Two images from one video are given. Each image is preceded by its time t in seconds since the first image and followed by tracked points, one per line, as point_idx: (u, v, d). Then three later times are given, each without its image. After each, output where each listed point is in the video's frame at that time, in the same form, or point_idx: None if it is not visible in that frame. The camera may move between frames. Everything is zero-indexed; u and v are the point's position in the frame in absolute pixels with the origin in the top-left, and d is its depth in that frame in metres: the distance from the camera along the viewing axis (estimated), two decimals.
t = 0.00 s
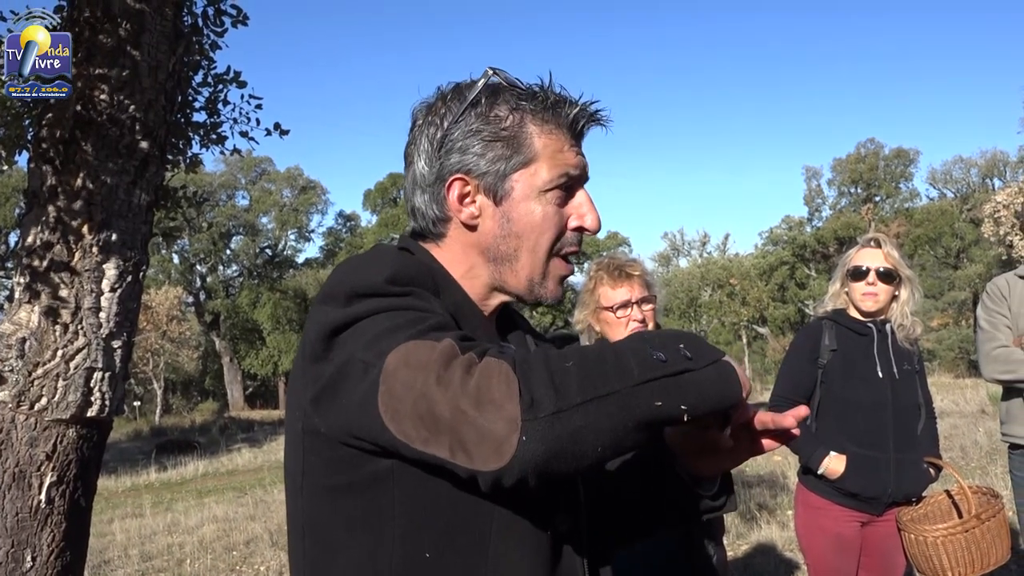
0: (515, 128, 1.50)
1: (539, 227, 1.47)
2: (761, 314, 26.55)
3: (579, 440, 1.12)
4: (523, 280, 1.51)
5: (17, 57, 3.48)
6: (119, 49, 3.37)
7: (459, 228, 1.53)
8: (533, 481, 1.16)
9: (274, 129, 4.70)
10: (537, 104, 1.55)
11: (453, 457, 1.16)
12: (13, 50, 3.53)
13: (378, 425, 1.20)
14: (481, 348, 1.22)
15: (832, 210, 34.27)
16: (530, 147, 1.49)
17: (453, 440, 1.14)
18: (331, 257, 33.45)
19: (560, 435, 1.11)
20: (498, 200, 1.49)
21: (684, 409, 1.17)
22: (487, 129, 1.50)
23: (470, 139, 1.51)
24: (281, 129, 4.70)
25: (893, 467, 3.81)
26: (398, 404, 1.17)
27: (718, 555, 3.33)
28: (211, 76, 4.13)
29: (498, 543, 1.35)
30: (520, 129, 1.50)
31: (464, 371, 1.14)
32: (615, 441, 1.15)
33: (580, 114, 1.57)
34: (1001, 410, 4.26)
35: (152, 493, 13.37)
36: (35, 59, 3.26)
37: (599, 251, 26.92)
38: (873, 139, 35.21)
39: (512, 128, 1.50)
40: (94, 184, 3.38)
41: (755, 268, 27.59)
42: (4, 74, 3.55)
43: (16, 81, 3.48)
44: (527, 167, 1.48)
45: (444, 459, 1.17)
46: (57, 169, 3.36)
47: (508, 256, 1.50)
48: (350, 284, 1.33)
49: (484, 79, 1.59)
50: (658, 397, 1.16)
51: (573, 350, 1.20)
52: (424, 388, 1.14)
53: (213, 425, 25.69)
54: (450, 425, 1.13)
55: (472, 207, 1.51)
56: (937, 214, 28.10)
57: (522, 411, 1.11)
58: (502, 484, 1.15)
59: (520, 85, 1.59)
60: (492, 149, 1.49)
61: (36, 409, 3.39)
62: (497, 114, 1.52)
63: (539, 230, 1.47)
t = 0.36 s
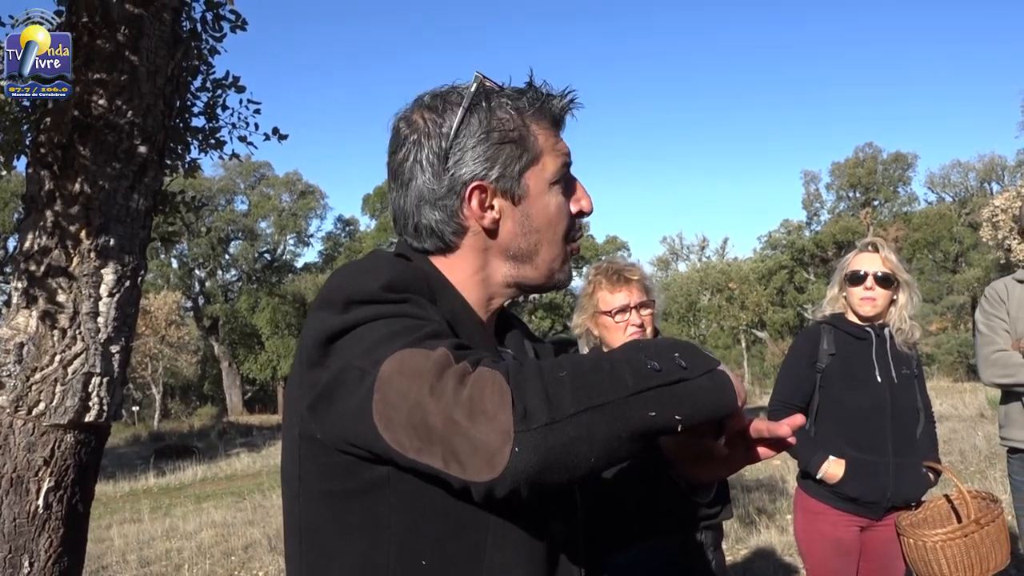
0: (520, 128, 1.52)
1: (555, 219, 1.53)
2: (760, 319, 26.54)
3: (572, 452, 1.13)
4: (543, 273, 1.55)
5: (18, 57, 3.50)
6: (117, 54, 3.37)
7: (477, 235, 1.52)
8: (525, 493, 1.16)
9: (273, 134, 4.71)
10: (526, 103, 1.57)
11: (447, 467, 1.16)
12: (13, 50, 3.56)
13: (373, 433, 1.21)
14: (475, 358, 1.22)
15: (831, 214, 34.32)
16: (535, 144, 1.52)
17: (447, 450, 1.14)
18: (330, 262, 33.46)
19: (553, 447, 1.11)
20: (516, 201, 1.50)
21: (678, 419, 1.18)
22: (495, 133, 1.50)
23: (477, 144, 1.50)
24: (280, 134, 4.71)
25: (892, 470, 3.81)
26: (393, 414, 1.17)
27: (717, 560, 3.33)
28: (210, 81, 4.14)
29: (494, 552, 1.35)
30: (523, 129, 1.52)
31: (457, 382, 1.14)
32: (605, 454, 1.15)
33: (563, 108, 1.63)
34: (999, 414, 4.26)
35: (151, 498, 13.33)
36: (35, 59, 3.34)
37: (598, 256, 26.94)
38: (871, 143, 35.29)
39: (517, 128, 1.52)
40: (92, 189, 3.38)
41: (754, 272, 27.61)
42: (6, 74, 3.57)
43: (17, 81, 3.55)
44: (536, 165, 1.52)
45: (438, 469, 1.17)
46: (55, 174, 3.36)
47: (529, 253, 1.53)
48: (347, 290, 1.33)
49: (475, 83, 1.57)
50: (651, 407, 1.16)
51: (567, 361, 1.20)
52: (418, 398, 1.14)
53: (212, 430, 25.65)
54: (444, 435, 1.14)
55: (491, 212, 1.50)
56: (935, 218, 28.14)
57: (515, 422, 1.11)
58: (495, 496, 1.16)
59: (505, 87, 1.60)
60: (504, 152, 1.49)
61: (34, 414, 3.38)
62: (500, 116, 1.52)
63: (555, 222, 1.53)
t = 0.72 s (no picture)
0: (569, 153, 1.51)
1: (588, 248, 1.54)
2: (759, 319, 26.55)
3: (581, 493, 1.12)
4: (568, 297, 1.55)
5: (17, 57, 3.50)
6: (113, 55, 3.37)
7: (510, 251, 1.51)
8: (529, 526, 1.15)
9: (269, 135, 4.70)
10: (579, 126, 1.56)
11: (455, 489, 1.15)
12: (13, 50, 3.55)
13: (384, 439, 1.20)
14: (501, 381, 1.21)
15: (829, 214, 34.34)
16: (581, 171, 1.52)
17: (457, 471, 1.13)
18: (328, 264, 33.45)
19: (564, 486, 1.11)
20: (555, 224, 1.50)
21: (687, 472, 1.19)
22: (544, 155, 1.49)
23: (525, 163, 1.49)
24: (277, 135, 4.70)
25: (890, 470, 3.81)
26: (407, 425, 1.16)
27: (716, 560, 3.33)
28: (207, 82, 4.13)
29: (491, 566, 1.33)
30: (572, 154, 1.51)
31: (476, 406, 1.14)
32: (611, 498, 1.15)
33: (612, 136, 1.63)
34: (998, 414, 4.25)
35: (149, 500, 13.30)
36: (35, 59, 3.32)
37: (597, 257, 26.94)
38: (869, 144, 35.31)
39: (566, 153, 1.51)
40: (88, 190, 3.37)
41: (753, 272, 27.61)
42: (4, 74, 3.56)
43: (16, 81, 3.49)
44: (578, 191, 1.51)
45: (445, 488, 1.17)
46: (51, 175, 3.36)
47: (558, 277, 1.53)
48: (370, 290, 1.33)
49: (531, 102, 1.56)
50: (663, 458, 1.17)
51: (587, 401, 1.20)
52: (436, 415, 1.13)
53: (211, 432, 25.62)
54: (456, 458, 1.13)
55: (528, 232, 1.50)
56: (933, 219, 28.16)
57: (530, 457, 1.11)
58: (499, 524, 1.15)
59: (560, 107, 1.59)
60: (549, 175, 1.49)
61: (31, 416, 3.37)
62: (552, 138, 1.51)
63: (587, 250, 1.54)
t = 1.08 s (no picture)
0: (585, 157, 1.51)
1: (599, 252, 1.54)
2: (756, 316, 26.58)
3: (594, 498, 1.13)
4: (576, 300, 1.55)
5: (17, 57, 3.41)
6: (105, 53, 3.36)
7: (521, 252, 1.51)
8: (540, 530, 1.15)
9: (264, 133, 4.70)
10: (596, 131, 1.56)
11: (465, 489, 1.15)
12: (13, 50, 3.49)
13: (393, 437, 1.19)
14: (515, 384, 1.21)
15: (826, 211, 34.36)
16: (596, 176, 1.52)
17: (470, 472, 1.13)
18: (325, 262, 33.41)
19: (579, 490, 1.11)
20: (567, 226, 1.50)
21: (697, 479, 1.21)
22: (560, 157, 1.49)
23: (540, 164, 1.48)
24: (271, 133, 4.69)
25: (887, 466, 3.81)
26: (419, 423, 1.16)
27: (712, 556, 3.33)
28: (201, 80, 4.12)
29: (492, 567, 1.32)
30: (587, 157, 1.52)
31: (492, 408, 1.14)
32: (622, 503, 1.16)
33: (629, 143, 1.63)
34: (994, 408, 4.25)
35: (147, 500, 13.26)
36: (35, 60, 3.20)
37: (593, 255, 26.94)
38: (865, 139, 35.33)
39: (583, 156, 1.51)
40: (81, 189, 3.36)
41: (750, 269, 27.61)
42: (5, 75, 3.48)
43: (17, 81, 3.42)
44: (592, 195, 1.51)
45: (456, 489, 1.16)
46: (44, 174, 3.35)
47: (567, 280, 1.53)
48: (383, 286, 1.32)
49: (550, 105, 1.56)
50: (675, 465, 1.19)
51: (601, 406, 1.21)
52: (450, 414, 1.13)
53: (208, 431, 25.60)
54: (470, 459, 1.13)
55: (540, 233, 1.49)
56: (930, 214, 28.21)
57: (546, 460, 1.11)
58: (510, 526, 1.14)
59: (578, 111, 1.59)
60: (564, 177, 1.49)
61: (25, 415, 3.36)
62: (569, 141, 1.51)
63: (598, 254, 1.54)
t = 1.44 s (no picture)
0: (579, 151, 1.51)
1: (594, 246, 1.54)
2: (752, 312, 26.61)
3: (598, 489, 1.13)
4: (572, 295, 1.55)
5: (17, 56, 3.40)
6: (98, 53, 3.34)
7: (517, 247, 1.50)
8: (544, 522, 1.15)
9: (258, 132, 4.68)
10: (590, 125, 1.56)
11: (468, 484, 1.14)
12: (13, 50, 3.47)
13: (394, 433, 1.19)
14: (515, 377, 1.21)
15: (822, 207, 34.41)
16: (590, 171, 1.52)
17: (472, 466, 1.13)
18: (322, 261, 33.37)
19: (582, 482, 1.11)
20: (562, 221, 1.50)
21: (698, 468, 1.22)
22: (554, 152, 1.49)
23: (534, 159, 1.48)
24: (265, 132, 4.68)
25: (883, 461, 3.82)
26: (419, 418, 1.16)
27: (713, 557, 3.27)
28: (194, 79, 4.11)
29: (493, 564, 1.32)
30: (582, 152, 1.51)
31: (493, 401, 1.14)
32: (625, 494, 1.16)
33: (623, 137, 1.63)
34: (990, 403, 4.26)
35: (144, 501, 13.25)
36: (36, 59, 3.20)
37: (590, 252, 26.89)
38: (861, 135, 35.38)
39: (576, 151, 1.51)
40: (75, 189, 3.35)
41: (746, 266, 27.61)
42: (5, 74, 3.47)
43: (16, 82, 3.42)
44: (586, 190, 1.51)
45: (458, 484, 1.16)
46: (38, 174, 3.34)
47: (563, 275, 1.53)
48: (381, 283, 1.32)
49: (542, 100, 1.56)
50: (676, 454, 1.19)
51: (602, 398, 1.21)
52: (450, 409, 1.13)
53: (205, 431, 25.56)
54: (473, 452, 1.12)
55: (535, 228, 1.49)
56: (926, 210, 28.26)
57: (549, 451, 1.11)
58: (513, 521, 1.14)
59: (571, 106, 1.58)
60: (558, 173, 1.48)
61: (20, 416, 3.35)
62: (562, 136, 1.51)
63: (594, 249, 1.54)
